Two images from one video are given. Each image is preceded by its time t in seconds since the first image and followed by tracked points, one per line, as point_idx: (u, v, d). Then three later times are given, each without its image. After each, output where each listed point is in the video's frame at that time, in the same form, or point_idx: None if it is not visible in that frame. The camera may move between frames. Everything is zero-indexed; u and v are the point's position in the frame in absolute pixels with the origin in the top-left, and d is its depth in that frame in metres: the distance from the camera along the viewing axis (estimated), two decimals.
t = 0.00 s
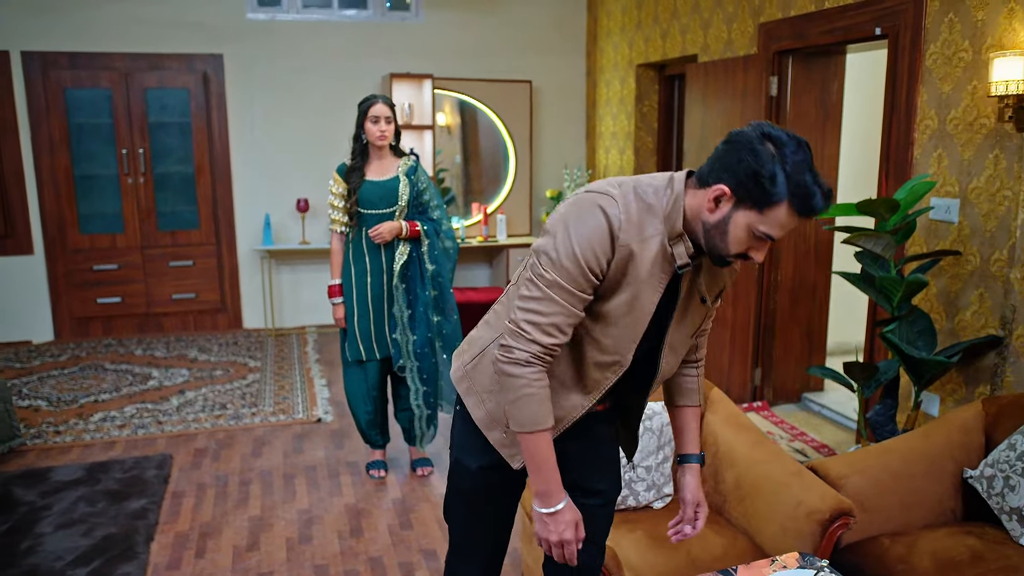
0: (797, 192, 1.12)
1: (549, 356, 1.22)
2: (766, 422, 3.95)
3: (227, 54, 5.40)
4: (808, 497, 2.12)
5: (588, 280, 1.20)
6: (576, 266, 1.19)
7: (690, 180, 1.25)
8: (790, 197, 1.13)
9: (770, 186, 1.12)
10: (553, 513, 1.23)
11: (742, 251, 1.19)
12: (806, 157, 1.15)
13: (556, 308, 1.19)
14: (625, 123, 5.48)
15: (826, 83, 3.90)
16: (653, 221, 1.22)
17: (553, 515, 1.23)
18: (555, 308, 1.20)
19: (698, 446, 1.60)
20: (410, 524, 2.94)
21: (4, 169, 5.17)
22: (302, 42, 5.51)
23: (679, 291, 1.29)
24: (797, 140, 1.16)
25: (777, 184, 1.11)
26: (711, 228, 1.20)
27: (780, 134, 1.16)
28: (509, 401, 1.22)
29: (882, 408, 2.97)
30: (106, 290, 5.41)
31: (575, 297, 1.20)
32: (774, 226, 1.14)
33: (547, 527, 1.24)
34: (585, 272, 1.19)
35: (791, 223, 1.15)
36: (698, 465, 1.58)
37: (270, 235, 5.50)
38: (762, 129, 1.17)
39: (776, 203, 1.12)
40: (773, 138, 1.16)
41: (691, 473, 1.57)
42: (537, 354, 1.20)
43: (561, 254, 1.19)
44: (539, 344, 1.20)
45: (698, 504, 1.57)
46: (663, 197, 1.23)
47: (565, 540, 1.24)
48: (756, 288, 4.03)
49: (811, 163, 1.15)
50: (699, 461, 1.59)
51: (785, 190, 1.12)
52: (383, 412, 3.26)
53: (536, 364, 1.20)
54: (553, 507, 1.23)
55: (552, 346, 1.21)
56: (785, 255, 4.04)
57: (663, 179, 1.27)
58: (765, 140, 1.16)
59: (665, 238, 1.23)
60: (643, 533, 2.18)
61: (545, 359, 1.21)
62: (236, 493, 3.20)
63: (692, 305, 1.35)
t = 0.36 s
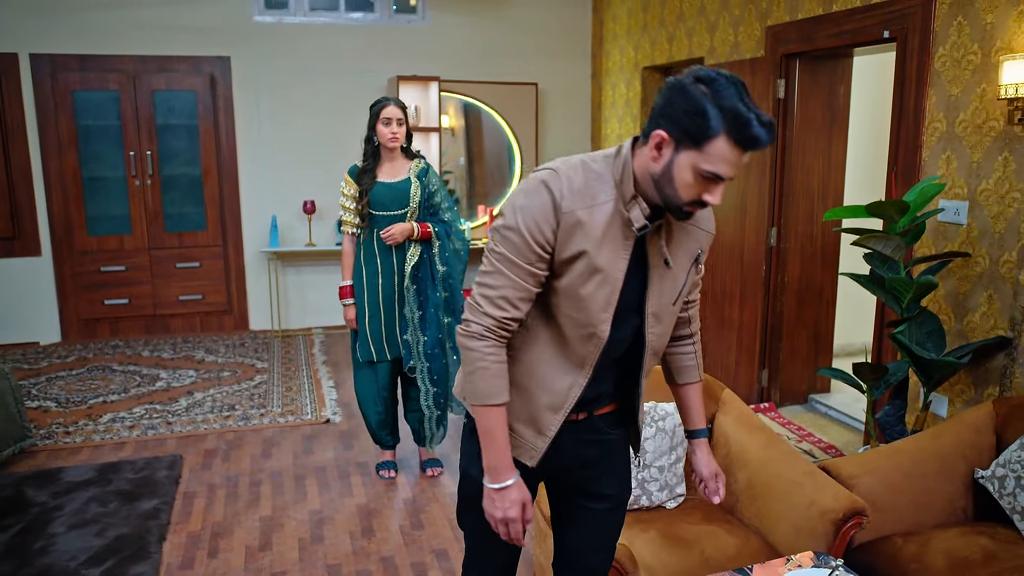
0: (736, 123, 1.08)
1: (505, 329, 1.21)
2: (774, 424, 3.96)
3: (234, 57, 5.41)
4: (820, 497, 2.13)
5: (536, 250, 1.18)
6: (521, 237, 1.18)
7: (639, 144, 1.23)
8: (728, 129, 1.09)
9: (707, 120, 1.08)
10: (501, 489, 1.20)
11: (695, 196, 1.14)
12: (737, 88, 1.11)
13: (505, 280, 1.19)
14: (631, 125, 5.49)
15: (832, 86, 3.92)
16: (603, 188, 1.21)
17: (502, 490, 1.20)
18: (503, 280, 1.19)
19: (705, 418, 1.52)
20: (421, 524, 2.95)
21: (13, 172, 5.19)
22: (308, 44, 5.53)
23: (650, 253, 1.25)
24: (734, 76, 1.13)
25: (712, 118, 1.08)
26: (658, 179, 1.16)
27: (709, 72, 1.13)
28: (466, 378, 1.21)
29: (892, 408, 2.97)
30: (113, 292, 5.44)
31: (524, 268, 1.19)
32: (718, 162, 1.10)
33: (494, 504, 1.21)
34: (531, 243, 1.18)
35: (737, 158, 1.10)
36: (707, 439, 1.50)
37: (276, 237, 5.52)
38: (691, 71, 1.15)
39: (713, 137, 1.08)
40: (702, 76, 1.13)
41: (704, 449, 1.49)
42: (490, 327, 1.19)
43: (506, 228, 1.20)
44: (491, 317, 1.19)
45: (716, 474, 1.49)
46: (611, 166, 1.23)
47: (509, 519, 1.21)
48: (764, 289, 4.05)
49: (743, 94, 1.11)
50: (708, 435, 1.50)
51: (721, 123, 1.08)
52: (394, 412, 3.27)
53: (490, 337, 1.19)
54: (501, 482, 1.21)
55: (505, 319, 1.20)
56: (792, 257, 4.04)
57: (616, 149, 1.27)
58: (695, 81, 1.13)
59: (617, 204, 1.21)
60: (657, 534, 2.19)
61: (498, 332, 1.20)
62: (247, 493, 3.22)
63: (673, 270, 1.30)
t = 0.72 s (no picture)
0: (667, 75, 1.12)
1: (471, 316, 1.25)
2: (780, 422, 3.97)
3: (239, 57, 5.43)
4: (831, 494, 2.14)
5: (494, 237, 1.23)
6: (479, 226, 1.24)
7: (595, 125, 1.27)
8: (660, 84, 1.12)
9: (637, 78, 1.13)
10: (460, 476, 1.25)
11: (639, 157, 1.17)
12: (671, 47, 1.15)
13: (467, 268, 1.25)
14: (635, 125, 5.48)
15: (838, 87, 3.94)
16: (560, 173, 1.25)
17: (458, 476, 1.25)
18: (464, 269, 1.25)
19: (699, 411, 1.47)
20: (430, 523, 2.96)
21: (19, 171, 5.20)
22: (313, 45, 5.54)
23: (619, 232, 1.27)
24: (667, 39, 1.17)
25: (643, 74, 1.12)
26: (604, 145, 1.20)
27: (646, 37, 1.18)
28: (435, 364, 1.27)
29: (900, 407, 2.99)
30: (119, 292, 5.45)
31: (483, 255, 1.23)
32: (654, 117, 1.13)
33: (453, 490, 1.26)
34: (488, 230, 1.23)
35: (675, 112, 1.13)
36: (700, 434, 1.46)
37: (282, 237, 5.54)
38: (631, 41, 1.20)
39: (645, 92, 1.12)
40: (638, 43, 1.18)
41: (694, 444, 1.44)
42: (453, 313, 1.24)
43: (466, 219, 1.26)
44: (455, 304, 1.24)
45: (708, 469, 1.44)
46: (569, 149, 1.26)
47: (465, 506, 1.25)
48: (769, 288, 4.05)
49: (677, 53, 1.15)
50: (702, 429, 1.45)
51: (653, 78, 1.12)
52: (402, 411, 3.29)
53: (455, 323, 1.24)
54: (459, 468, 1.25)
55: (469, 305, 1.24)
56: (798, 257, 4.05)
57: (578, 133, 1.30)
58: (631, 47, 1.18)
59: (574, 186, 1.24)
60: (669, 532, 2.20)
61: (462, 317, 1.24)
62: (256, 492, 3.23)
63: (648, 250, 1.31)
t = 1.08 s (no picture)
0: (617, 54, 1.15)
1: (457, 313, 1.32)
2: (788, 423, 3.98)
3: (247, 58, 5.44)
4: (845, 493, 2.15)
5: (473, 237, 1.30)
6: (460, 227, 1.31)
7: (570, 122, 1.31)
8: (611, 62, 1.15)
9: (589, 59, 1.16)
10: (445, 468, 1.30)
11: (602, 139, 1.19)
12: (626, 30, 1.18)
13: (451, 268, 1.32)
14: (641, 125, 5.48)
15: (846, 87, 3.94)
16: (534, 170, 1.29)
17: (444, 469, 1.31)
18: (449, 268, 1.33)
19: (697, 413, 1.41)
20: (440, 522, 2.97)
21: (27, 172, 5.21)
22: (320, 45, 5.55)
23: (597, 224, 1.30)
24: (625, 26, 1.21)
25: (595, 57, 1.16)
26: (572, 133, 1.23)
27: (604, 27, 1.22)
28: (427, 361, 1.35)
29: (909, 408, 3.00)
30: (126, 292, 5.47)
31: (464, 254, 1.31)
32: (608, 96, 1.16)
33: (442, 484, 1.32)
34: (468, 232, 1.30)
35: (630, 90, 1.15)
36: (697, 437, 1.40)
37: (289, 237, 5.55)
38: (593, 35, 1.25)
39: (598, 72, 1.16)
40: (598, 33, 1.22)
41: (689, 447, 1.39)
42: (439, 311, 1.32)
43: (452, 222, 1.34)
44: (441, 302, 1.32)
45: (703, 474, 1.38)
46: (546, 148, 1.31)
47: (450, 499, 1.30)
48: (777, 289, 4.06)
49: (632, 34, 1.18)
50: (698, 431, 1.39)
51: (604, 59, 1.16)
52: (412, 411, 3.30)
53: (440, 320, 1.32)
54: (444, 462, 1.31)
55: (453, 302, 1.32)
56: (805, 258, 4.06)
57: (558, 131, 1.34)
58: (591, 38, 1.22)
59: (549, 183, 1.28)
60: (681, 531, 2.21)
61: (447, 314, 1.32)
62: (267, 491, 3.24)
63: (630, 239, 1.32)
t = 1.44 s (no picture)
0: (589, 45, 1.17)
1: (457, 314, 1.37)
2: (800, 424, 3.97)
3: (259, 58, 5.46)
4: (861, 493, 2.15)
5: (468, 240, 1.34)
6: (457, 231, 1.36)
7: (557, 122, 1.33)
8: (583, 54, 1.18)
9: (562, 53, 1.19)
10: (448, 467, 1.34)
11: (583, 131, 1.21)
12: (598, 23, 1.21)
13: (451, 271, 1.37)
14: (652, 125, 5.47)
15: (859, 88, 3.93)
16: (525, 172, 1.32)
17: (447, 468, 1.35)
18: (449, 271, 1.38)
19: (695, 411, 1.39)
20: (454, 521, 2.98)
21: (40, 171, 5.24)
22: (331, 46, 5.57)
23: (589, 220, 1.31)
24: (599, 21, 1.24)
25: (568, 51, 1.19)
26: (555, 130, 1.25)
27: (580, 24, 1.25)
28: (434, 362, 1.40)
29: (923, 408, 2.99)
30: (138, 291, 5.49)
31: (461, 257, 1.36)
32: (584, 86, 1.18)
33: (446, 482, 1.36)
34: (464, 235, 1.35)
35: (604, 78, 1.17)
36: (693, 436, 1.38)
37: (300, 237, 5.57)
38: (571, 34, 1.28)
39: (571, 65, 1.18)
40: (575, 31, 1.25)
41: (684, 445, 1.37)
42: (440, 312, 1.37)
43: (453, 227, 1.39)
44: (442, 303, 1.37)
45: (693, 473, 1.36)
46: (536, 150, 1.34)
47: (452, 497, 1.34)
48: (788, 290, 4.07)
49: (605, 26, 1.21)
50: (695, 431, 1.37)
51: (577, 52, 1.18)
52: (425, 411, 3.31)
53: (441, 320, 1.37)
54: (447, 460, 1.35)
55: (454, 304, 1.37)
56: (817, 259, 4.07)
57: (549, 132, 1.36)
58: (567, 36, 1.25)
59: (539, 183, 1.31)
60: (697, 530, 2.22)
61: (447, 315, 1.37)
62: (281, 490, 3.25)
63: (624, 233, 1.32)
